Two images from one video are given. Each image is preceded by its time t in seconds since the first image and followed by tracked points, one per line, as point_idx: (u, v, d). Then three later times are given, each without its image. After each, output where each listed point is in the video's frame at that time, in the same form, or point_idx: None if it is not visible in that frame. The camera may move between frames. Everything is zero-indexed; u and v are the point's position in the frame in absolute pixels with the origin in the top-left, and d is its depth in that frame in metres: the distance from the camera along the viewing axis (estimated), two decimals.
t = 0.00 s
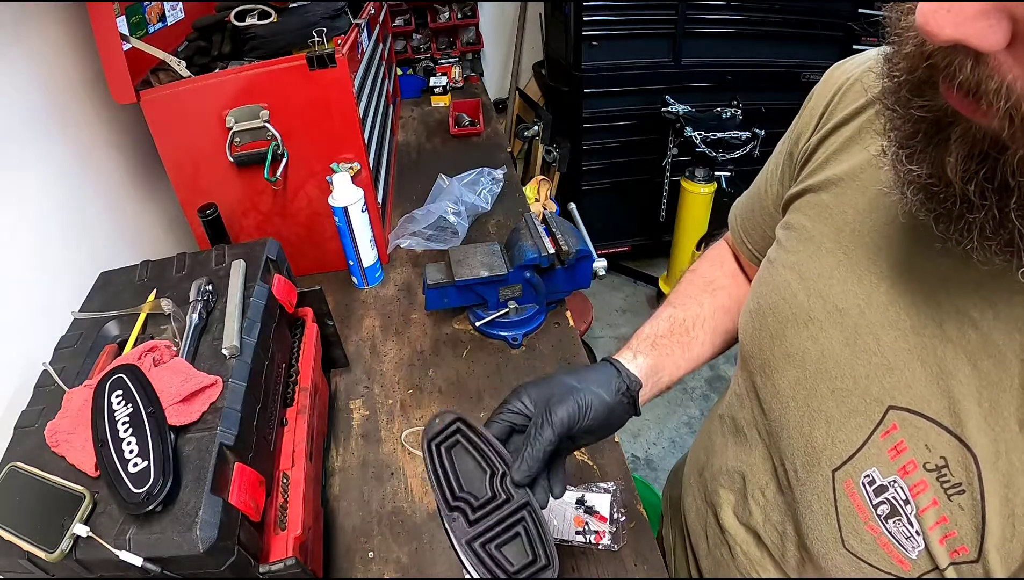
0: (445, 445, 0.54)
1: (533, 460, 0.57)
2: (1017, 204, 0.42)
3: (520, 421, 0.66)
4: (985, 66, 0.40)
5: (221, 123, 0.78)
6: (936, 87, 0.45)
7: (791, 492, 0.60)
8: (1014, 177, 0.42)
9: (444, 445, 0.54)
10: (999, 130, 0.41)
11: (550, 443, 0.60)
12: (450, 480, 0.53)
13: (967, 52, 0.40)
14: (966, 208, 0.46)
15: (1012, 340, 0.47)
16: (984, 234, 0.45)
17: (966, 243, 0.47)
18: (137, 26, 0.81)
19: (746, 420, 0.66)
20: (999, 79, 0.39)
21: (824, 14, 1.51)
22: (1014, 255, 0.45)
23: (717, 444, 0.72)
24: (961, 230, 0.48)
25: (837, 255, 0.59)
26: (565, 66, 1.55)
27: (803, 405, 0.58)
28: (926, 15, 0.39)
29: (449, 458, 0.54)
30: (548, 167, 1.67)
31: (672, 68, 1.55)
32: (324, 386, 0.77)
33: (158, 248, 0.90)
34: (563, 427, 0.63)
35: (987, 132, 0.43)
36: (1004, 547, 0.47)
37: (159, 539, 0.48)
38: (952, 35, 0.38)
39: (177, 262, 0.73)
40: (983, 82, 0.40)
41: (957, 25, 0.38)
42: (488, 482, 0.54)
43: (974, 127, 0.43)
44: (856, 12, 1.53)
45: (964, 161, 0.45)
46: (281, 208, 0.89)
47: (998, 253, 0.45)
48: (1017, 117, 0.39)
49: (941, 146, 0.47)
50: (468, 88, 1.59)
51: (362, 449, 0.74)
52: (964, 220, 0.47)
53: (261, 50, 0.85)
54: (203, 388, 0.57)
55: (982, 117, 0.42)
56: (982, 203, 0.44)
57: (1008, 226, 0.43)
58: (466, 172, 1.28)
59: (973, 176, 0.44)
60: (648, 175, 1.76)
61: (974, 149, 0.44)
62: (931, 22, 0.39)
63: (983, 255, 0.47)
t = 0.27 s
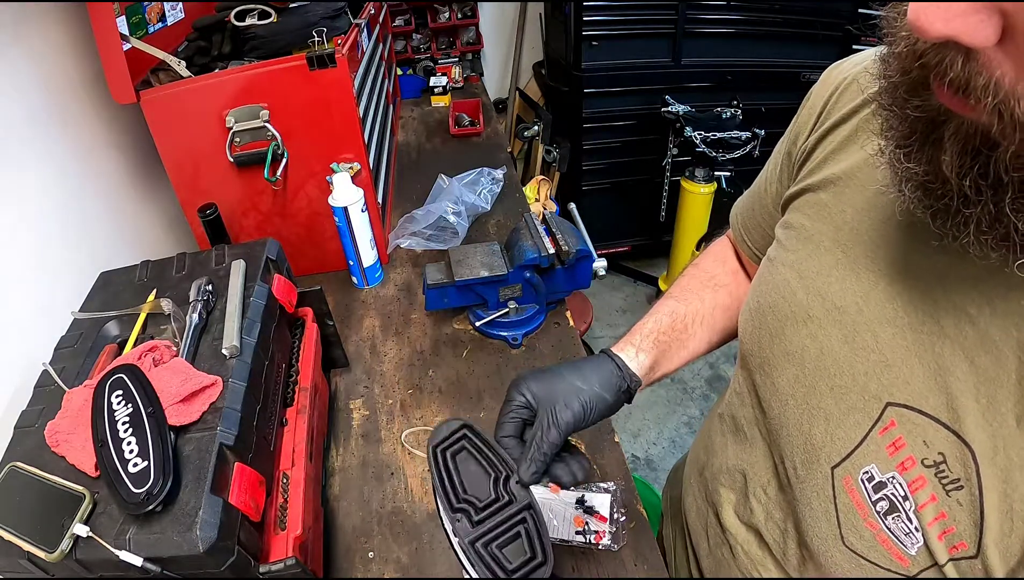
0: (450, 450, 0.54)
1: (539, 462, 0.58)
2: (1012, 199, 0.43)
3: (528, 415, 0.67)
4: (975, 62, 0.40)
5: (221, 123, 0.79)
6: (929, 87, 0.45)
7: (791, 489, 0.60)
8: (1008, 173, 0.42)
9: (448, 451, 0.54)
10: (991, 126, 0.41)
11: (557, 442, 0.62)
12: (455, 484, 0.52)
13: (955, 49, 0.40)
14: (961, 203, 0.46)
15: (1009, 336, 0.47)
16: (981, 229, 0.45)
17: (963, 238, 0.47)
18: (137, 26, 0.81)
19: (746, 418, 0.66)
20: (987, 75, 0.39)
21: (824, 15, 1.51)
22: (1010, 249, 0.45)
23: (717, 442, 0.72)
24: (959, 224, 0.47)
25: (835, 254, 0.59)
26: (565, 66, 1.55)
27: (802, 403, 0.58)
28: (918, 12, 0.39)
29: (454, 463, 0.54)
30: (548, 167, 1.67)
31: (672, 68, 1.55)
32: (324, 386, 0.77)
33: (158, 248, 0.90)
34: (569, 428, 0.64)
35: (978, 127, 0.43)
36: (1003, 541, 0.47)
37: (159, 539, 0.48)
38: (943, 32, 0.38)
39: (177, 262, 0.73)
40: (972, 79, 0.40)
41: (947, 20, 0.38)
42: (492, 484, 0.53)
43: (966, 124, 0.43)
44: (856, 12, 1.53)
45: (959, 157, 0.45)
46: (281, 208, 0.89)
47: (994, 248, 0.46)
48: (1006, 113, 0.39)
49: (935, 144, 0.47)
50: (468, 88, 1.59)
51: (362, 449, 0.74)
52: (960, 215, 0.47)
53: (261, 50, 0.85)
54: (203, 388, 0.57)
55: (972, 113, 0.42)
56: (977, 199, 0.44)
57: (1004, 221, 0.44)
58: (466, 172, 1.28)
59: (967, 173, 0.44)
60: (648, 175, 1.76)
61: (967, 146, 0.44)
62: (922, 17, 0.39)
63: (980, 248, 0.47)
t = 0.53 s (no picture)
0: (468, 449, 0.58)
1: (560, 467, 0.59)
2: (1011, 198, 0.42)
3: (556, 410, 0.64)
4: (973, 62, 0.40)
5: (221, 123, 0.78)
6: (928, 83, 0.44)
7: (790, 488, 0.60)
8: (1008, 172, 0.42)
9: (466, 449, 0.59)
10: (992, 127, 0.41)
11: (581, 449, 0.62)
12: (467, 477, 0.56)
13: (954, 47, 0.40)
14: (961, 202, 0.46)
15: (1007, 333, 0.47)
16: (979, 228, 0.45)
17: (961, 237, 0.47)
18: (137, 26, 0.81)
19: (746, 416, 0.66)
20: (987, 75, 0.39)
21: (824, 15, 1.51)
22: (1008, 249, 0.45)
23: (717, 441, 0.72)
24: (956, 225, 0.48)
25: (835, 252, 0.59)
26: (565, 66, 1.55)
27: (801, 400, 0.58)
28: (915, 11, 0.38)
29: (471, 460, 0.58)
30: (548, 167, 1.67)
31: (672, 68, 1.55)
32: (324, 386, 0.77)
33: (158, 248, 0.90)
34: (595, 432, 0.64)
35: (981, 127, 0.42)
36: (1001, 539, 0.47)
37: (159, 539, 0.48)
38: (938, 31, 0.38)
39: (177, 261, 0.73)
40: (971, 78, 0.40)
41: (943, 19, 0.38)
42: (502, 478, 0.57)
43: (967, 123, 0.43)
44: (856, 13, 1.53)
45: (960, 156, 0.44)
46: (281, 208, 0.89)
47: (993, 247, 0.46)
48: (1008, 111, 0.39)
49: (934, 142, 0.46)
50: (468, 88, 1.59)
51: (362, 449, 0.74)
52: (958, 214, 0.47)
53: (261, 50, 0.85)
54: (203, 388, 0.57)
55: (974, 111, 0.42)
56: (977, 198, 0.44)
57: (1003, 220, 0.43)
58: (466, 172, 1.28)
59: (967, 172, 0.44)
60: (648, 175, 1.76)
61: (969, 146, 0.44)
62: (918, 17, 0.38)
63: (980, 248, 0.46)
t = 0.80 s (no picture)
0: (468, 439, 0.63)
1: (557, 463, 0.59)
2: (1005, 191, 0.43)
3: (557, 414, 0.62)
4: (969, 56, 0.40)
5: (221, 123, 0.79)
6: (923, 74, 0.45)
7: (791, 488, 0.60)
8: (1002, 165, 0.42)
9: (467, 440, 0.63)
10: (986, 120, 0.41)
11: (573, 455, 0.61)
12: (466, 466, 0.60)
13: (949, 41, 0.41)
14: (955, 194, 0.46)
15: (1008, 334, 0.47)
16: (973, 221, 0.46)
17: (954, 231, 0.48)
18: (137, 26, 0.81)
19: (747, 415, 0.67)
20: (982, 69, 0.39)
21: (824, 15, 1.51)
22: (1002, 242, 0.45)
23: (717, 441, 0.72)
24: (952, 215, 0.47)
25: (836, 253, 0.59)
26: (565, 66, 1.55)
27: (802, 401, 0.58)
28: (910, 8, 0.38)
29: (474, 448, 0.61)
30: (548, 167, 1.67)
31: (672, 68, 1.55)
32: (324, 386, 0.77)
33: (158, 248, 0.90)
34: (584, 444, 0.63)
35: (972, 117, 0.43)
36: (1001, 538, 0.47)
37: (159, 539, 0.47)
38: (932, 25, 0.38)
39: (177, 261, 0.73)
40: (966, 72, 0.41)
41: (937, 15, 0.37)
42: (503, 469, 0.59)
43: (961, 113, 0.44)
44: (856, 13, 1.53)
45: (953, 147, 0.45)
46: (281, 208, 0.89)
47: (986, 241, 0.46)
48: (1002, 105, 0.39)
49: (927, 131, 0.47)
50: (468, 88, 1.59)
51: (362, 449, 0.74)
52: (953, 206, 0.47)
53: (261, 50, 0.85)
54: (203, 388, 0.57)
55: (967, 102, 0.42)
56: (972, 191, 0.45)
57: (997, 213, 0.44)
58: (466, 172, 1.28)
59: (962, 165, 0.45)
60: (648, 175, 1.76)
61: (961, 135, 0.44)
62: (913, 12, 0.38)
63: (973, 242, 0.47)
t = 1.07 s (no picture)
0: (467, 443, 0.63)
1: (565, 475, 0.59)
2: (1005, 197, 0.42)
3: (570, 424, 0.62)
4: (972, 62, 0.39)
5: (221, 123, 0.79)
6: (922, 82, 0.44)
7: (790, 491, 0.60)
8: (1003, 171, 0.42)
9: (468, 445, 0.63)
10: (987, 125, 0.41)
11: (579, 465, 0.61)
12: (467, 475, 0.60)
13: (950, 48, 0.40)
14: (955, 200, 0.46)
15: (1007, 334, 0.47)
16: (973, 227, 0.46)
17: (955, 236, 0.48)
18: (137, 26, 0.81)
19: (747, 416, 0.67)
20: (984, 75, 0.39)
21: (824, 15, 1.51)
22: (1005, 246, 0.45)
23: (716, 442, 0.72)
24: (952, 221, 0.47)
25: (833, 254, 0.59)
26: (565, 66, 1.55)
27: (800, 403, 0.58)
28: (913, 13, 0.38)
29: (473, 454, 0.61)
30: (548, 167, 1.67)
31: (672, 68, 1.55)
32: (324, 386, 0.77)
33: (158, 248, 0.90)
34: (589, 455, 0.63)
35: (972, 125, 0.42)
36: (1003, 538, 0.47)
37: (159, 539, 0.48)
38: (938, 32, 0.38)
39: (177, 261, 0.73)
40: (968, 77, 0.40)
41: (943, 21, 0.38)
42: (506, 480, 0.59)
43: (960, 123, 0.43)
44: (856, 12, 1.52)
45: (953, 153, 0.45)
46: (281, 208, 0.89)
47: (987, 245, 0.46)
48: (1004, 111, 0.39)
49: (929, 139, 0.46)
50: (468, 88, 1.59)
51: (362, 449, 0.74)
52: (954, 212, 0.47)
53: (261, 50, 0.85)
54: (203, 388, 0.57)
55: (968, 110, 0.42)
56: (972, 197, 0.44)
57: (997, 219, 0.44)
58: (466, 172, 1.28)
59: (963, 172, 0.44)
60: (648, 175, 1.76)
61: (961, 142, 0.44)
62: (917, 17, 0.38)
63: (974, 245, 0.47)
